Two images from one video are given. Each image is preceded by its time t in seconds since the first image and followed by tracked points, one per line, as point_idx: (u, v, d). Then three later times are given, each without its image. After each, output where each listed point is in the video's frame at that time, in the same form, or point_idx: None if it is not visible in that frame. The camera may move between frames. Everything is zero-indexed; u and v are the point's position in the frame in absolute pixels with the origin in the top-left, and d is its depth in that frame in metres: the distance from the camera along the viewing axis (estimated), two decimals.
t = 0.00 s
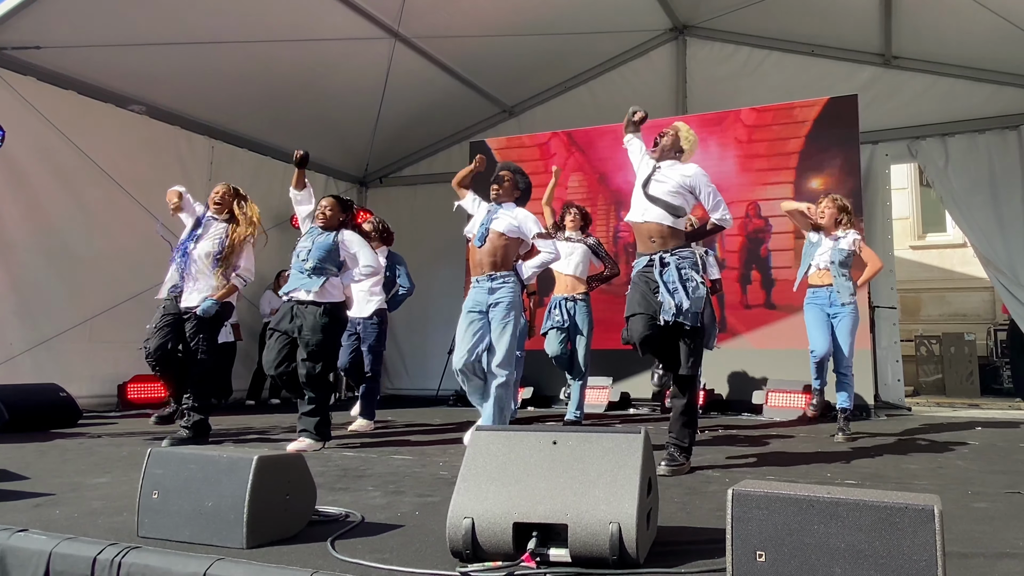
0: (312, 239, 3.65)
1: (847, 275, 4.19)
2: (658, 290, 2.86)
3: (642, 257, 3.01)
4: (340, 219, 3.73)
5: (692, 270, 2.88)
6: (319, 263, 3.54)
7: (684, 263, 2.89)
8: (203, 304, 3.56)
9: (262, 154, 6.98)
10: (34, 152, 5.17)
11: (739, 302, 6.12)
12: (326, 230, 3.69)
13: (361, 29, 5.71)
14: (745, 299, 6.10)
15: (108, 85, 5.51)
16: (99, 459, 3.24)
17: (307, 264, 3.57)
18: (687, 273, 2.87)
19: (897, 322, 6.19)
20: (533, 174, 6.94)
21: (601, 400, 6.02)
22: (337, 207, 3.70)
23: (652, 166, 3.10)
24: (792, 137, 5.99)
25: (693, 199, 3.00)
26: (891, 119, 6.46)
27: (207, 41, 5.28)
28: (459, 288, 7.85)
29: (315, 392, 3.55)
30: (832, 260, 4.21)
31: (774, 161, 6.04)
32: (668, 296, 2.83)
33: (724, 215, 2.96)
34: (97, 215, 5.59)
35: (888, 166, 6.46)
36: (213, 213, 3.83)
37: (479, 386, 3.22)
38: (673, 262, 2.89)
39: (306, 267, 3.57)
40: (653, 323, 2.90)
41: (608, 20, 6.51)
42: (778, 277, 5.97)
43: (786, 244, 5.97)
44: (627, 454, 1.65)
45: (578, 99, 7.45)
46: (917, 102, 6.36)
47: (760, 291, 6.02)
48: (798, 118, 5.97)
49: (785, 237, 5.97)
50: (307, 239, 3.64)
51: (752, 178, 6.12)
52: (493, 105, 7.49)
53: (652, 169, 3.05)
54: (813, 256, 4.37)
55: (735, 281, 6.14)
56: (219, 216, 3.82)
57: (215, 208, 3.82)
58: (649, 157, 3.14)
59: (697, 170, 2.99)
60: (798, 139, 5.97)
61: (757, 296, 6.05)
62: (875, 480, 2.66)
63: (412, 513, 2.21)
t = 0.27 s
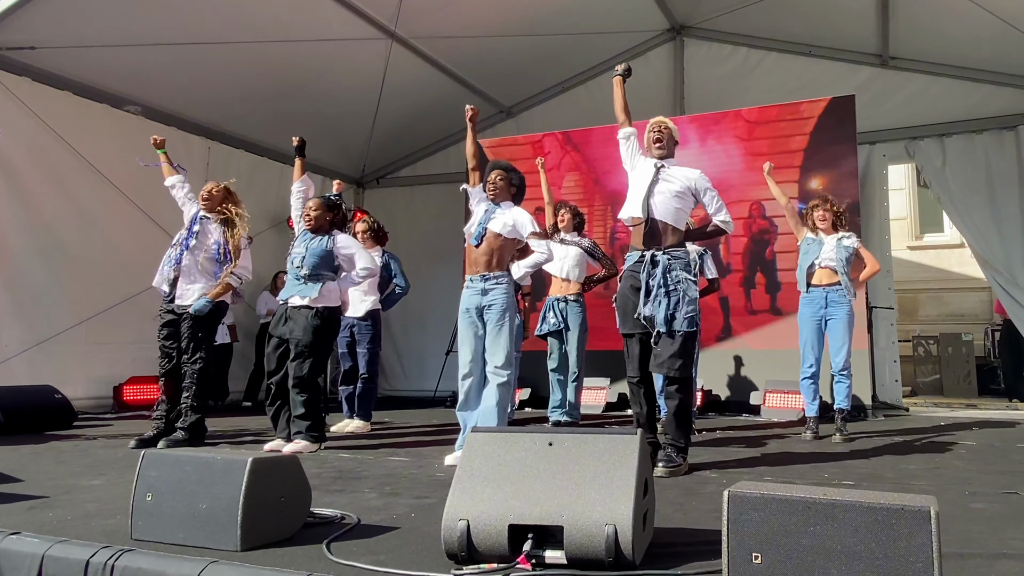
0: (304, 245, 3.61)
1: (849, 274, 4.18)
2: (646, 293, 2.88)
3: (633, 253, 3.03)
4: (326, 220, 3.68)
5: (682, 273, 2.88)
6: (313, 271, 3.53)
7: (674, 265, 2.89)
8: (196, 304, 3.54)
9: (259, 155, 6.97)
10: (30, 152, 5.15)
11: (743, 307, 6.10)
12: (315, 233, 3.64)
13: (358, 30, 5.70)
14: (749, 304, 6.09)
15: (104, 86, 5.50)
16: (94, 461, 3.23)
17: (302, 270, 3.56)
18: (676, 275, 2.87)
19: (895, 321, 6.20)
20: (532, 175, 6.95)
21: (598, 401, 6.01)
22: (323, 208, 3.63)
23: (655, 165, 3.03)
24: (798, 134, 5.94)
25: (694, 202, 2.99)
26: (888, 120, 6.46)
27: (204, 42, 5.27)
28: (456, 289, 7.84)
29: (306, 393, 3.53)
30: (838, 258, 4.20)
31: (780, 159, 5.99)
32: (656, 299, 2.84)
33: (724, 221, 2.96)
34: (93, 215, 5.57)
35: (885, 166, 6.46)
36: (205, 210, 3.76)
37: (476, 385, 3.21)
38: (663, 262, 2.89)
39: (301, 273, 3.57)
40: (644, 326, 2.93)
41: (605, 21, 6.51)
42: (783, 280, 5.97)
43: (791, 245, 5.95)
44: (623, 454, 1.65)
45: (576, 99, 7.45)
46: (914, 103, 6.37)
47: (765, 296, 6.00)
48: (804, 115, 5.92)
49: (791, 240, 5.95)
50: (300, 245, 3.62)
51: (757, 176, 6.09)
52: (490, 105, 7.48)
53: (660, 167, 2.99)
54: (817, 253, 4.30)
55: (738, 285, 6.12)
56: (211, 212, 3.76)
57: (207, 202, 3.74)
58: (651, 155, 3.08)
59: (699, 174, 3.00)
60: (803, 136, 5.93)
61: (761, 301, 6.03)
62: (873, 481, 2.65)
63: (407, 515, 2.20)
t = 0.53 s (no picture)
0: (304, 248, 3.62)
1: (844, 275, 4.17)
2: (649, 297, 2.87)
3: (635, 255, 3.00)
4: (326, 222, 3.67)
5: (686, 278, 2.88)
6: (313, 271, 3.53)
7: (679, 270, 2.89)
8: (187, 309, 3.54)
9: (258, 156, 6.97)
10: (27, 153, 5.14)
11: (748, 314, 6.08)
12: (316, 235, 3.64)
13: (356, 31, 5.70)
14: (753, 310, 6.07)
15: (102, 87, 5.49)
16: (91, 463, 3.22)
17: (301, 272, 3.55)
18: (680, 280, 2.87)
19: (894, 322, 6.20)
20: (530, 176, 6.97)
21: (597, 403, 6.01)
22: (322, 210, 3.62)
23: (657, 169, 3.03)
24: (801, 133, 5.94)
25: (696, 204, 3.00)
26: (886, 121, 6.46)
27: (202, 43, 5.27)
28: (455, 290, 7.83)
29: (310, 394, 3.53)
30: (833, 259, 4.19)
31: (784, 158, 5.99)
32: (659, 304, 2.84)
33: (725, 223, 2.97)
34: (90, 217, 5.56)
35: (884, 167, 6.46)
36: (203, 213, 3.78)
37: (475, 387, 3.19)
38: (668, 268, 2.88)
39: (300, 275, 3.56)
40: (646, 330, 2.93)
41: (604, 22, 6.52)
42: (789, 287, 5.98)
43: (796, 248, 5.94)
44: (622, 455, 1.64)
45: (575, 101, 7.45)
46: (912, 104, 6.37)
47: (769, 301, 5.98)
48: (807, 113, 5.92)
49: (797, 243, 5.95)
50: (298, 247, 3.63)
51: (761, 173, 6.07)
52: (489, 107, 7.48)
53: (661, 171, 2.99)
54: (812, 254, 4.30)
55: (742, 291, 6.11)
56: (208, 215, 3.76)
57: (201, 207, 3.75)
58: (652, 158, 3.07)
59: (699, 177, 3.02)
60: (806, 135, 5.92)
61: (765, 307, 6.01)
62: (872, 482, 2.65)
63: (406, 516, 2.19)
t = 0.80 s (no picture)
0: (304, 248, 3.62)
1: (841, 277, 4.16)
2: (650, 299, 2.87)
3: (633, 258, 2.99)
4: (326, 222, 3.66)
5: (685, 280, 2.87)
6: (309, 271, 3.52)
7: (678, 272, 2.88)
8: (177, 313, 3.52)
9: (256, 158, 6.96)
10: (24, 154, 5.13)
11: (754, 321, 6.01)
12: (315, 236, 3.66)
13: (355, 32, 5.70)
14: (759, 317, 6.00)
15: (100, 88, 5.48)
16: (87, 465, 3.20)
17: (298, 272, 3.54)
18: (680, 282, 2.86)
19: (892, 324, 6.20)
20: (529, 178, 6.97)
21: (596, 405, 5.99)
22: (320, 211, 3.60)
23: (656, 173, 3.03)
24: (807, 131, 5.90)
25: (695, 209, 2.99)
26: (885, 123, 6.46)
27: (200, 44, 5.26)
28: (453, 292, 7.83)
29: (311, 395, 3.53)
30: (831, 261, 4.19)
31: (790, 157, 5.95)
32: (660, 306, 2.84)
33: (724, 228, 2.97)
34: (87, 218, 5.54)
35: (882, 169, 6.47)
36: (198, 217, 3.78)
37: (473, 389, 3.18)
38: (667, 270, 2.87)
39: (296, 275, 3.54)
40: (645, 332, 2.93)
41: (603, 24, 6.52)
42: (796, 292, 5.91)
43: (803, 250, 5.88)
44: (620, 457, 1.64)
45: (574, 102, 7.45)
46: (910, 106, 6.38)
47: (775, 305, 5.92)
48: (813, 112, 5.88)
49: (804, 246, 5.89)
50: (297, 246, 3.64)
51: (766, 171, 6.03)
52: (488, 108, 7.48)
53: (660, 176, 2.99)
54: (810, 256, 4.30)
55: (748, 299, 6.05)
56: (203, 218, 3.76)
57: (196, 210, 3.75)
58: (651, 163, 3.07)
59: (698, 181, 3.02)
60: (811, 134, 5.88)
61: (772, 314, 5.95)
62: (870, 485, 2.64)
63: (403, 520, 2.18)
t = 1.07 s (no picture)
0: (300, 249, 3.62)
1: (839, 279, 4.17)
2: (647, 301, 2.88)
3: (631, 262, 3.01)
4: (324, 224, 3.68)
5: (682, 281, 2.88)
6: (306, 271, 3.52)
7: (675, 273, 2.89)
8: (171, 318, 3.50)
9: (255, 159, 6.97)
10: (24, 156, 5.13)
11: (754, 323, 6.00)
12: (313, 238, 3.66)
13: (354, 34, 5.70)
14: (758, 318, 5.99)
15: (99, 90, 5.49)
16: (85, 467, 3.20)
17: (294, 272, 3.55)
18: (677, 283, 2.87)
19: (891, 327, 6.19)
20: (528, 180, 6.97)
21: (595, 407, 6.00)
22: (319, 212, 3.63)
23: (654, 177, 3.04)
24: (816, 129, 5.84)
25: (692, 213, 2.99)
26: (884, 125, 6.47)
27: (199, 46, 5.27)
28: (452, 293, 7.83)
29: (312, 397, 3.53)
30: (830, 263, 4.20)
31: (798, 156, 5.88)
32: (657, 307, 2.85)
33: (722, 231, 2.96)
34: (86, 220, 5.54)
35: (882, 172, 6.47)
36: (195, 218, 3.77)
37: (473, 391, 3.18)
38: (664, 271, 2.88)
39: (293, 275, 3.55)
40: (643, 334, 2.93)
41: (602, 27, 6.53)
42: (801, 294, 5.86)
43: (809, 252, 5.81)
44: (618, 460, 1.64)
45: (573, 105, 7.46)
46: (909, 109, 6.38)
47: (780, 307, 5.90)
48: (821, 110, 5.82)
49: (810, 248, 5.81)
50: (295, 247, 3.63)
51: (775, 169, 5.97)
52: (488, 110, 7.49)
53: (658, 179, 2.99)
54: (809, 258, 4.31)
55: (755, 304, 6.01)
56: (200, 219, 3.76)
57: (193, 211, 3.75)
58: (649, 166, 3.08)
59: (696, 184, 3.01)
60: (819, 132, 5.82)
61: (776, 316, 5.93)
62: (869, 487, 2.64)
63: (401, 522, 2.18)
